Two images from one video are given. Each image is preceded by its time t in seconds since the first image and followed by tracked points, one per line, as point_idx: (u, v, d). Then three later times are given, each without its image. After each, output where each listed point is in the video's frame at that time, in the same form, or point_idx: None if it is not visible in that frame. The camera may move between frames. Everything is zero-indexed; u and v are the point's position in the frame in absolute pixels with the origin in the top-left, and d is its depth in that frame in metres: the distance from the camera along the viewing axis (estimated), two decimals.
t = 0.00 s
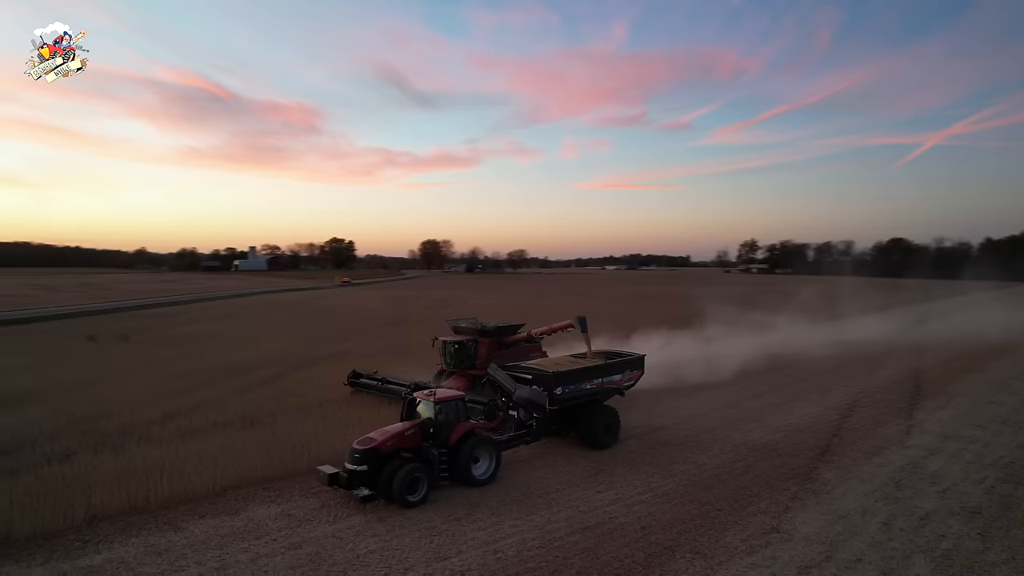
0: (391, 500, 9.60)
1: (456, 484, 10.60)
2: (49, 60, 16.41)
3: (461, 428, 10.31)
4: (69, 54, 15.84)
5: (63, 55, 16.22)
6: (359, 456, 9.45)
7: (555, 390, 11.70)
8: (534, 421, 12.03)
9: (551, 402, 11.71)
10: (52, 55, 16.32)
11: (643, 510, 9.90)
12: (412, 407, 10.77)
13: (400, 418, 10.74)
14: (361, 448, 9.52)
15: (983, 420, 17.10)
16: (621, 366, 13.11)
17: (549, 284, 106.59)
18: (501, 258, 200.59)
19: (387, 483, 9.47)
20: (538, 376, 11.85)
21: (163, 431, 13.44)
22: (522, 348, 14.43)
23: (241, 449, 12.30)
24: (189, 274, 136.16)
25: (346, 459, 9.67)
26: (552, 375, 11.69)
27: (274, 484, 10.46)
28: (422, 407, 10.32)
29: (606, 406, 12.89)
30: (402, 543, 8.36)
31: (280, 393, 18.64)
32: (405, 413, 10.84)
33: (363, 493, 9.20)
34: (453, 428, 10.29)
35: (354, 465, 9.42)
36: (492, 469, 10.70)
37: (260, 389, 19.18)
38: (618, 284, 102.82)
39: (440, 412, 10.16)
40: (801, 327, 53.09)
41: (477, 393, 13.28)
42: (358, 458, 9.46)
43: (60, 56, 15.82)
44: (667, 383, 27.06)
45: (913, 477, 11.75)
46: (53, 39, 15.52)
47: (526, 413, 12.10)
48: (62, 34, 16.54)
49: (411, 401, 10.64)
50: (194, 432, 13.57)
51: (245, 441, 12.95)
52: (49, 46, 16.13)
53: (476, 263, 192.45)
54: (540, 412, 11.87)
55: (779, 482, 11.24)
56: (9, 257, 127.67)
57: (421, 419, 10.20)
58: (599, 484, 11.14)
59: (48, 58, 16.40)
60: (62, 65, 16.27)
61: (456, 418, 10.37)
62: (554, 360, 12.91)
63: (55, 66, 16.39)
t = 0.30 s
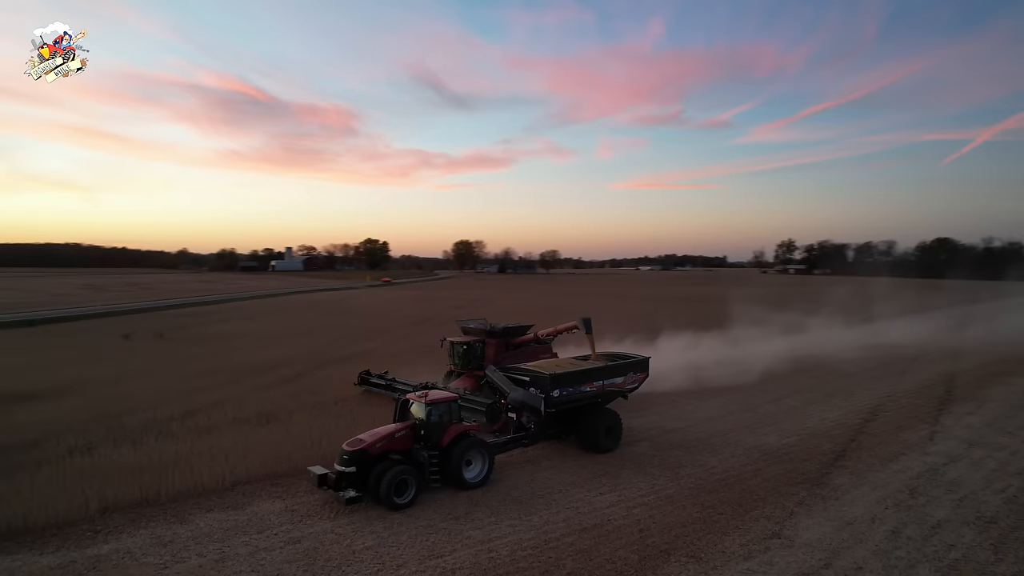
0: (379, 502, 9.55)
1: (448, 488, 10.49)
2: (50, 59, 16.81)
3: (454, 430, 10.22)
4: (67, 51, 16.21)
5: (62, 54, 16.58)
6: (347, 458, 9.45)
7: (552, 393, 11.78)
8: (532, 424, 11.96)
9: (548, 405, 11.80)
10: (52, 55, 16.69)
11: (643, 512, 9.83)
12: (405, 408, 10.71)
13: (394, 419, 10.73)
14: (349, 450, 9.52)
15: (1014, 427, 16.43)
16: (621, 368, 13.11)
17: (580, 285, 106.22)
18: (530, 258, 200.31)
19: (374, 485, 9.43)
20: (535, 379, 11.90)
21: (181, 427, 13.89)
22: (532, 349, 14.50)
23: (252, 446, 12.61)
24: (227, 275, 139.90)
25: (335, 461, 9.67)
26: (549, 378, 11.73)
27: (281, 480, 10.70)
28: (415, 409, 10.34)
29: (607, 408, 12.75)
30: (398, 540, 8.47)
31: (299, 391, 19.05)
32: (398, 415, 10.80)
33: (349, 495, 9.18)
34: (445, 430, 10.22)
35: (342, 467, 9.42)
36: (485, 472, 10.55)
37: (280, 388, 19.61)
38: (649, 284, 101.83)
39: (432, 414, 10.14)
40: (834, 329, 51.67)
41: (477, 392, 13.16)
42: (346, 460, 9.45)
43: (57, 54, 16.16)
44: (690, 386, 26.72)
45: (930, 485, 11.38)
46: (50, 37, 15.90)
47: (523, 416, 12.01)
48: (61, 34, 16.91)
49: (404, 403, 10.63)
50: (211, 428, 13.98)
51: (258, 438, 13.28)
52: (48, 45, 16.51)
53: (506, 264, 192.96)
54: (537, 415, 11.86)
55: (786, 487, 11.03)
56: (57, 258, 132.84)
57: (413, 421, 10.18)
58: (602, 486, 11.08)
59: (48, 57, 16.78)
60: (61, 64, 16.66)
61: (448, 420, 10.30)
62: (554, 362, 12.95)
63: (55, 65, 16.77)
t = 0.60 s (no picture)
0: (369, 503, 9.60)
1: (443, 489, 10.50)
2: (51, 60, 16.41)
3: (447, 433, 10.14)
4: (67, 53, 15.84)
5: (62, 55, 16.23)
6: (338, 459, 9.54)
7: (551, 395, 11.82)
8: (533, 426, 11.96)
9: (547, 408, 11.80)
10: (52, 55, 16.30)
11: (647, 514, 9.78)
12: (400, 409, 10.62)
13: (391, 419, 10.72)
14: (340, 452, 9.60)
15: None
16: (624, 370, 13.05)
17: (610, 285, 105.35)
18: (560, 257, 199.38)
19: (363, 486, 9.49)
20: (535, 380, 11.95)
21: (202, 423, 14.30)
22: (543, 350, 14.52)
23: (268, 442, 12.94)
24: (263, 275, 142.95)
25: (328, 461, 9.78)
26: (547, 380, 11.75)
27: (293, 475, 10.98)
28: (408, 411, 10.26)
29: (610, 412, 12.65)
30: (399, 537, 8.61)
31: (319, 389, 19.39)
32: (395, 414, 10.80)
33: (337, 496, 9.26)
34: (440, 432, 10.15)
35: (333, 468, 9.53)
36: (478, 475, 10.50)
37: (302, 386, 20.01)
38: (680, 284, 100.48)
39: (425, 417, 10.03)
40: (871, 332, 50.06)
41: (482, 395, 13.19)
42: (337, 461, 9.55)
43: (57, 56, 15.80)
44: (714, 388, 26.33)
45: (950, 493, 11.02)
46: (48, 38, 15.55)
47: (523, 419, 11.99)
48: (61, 34, 16.57)
49: (399, 403, 10.58)
50: (231, 424, 14.37)
51: (275, 435, 13.60)
52: (49, 46, 16.15)
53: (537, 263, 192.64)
54: (536, 418, 11.84)
55: (798, 492, 10.80)
56: (102, 259, 137.55)
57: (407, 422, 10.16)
58: (608, 487, 11.07)
59: (50, 58, 16.44)
60: (62, 65, 16.33)
61: (442, 422, 10.20)
62: (556, 363, 12.95)
63: (55, 66, 16.41)
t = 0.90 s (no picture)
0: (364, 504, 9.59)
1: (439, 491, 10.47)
2: (50, 59, 16.97)
3: (444, 434, 10.17)
4: (66, 52, 16.33)
5: (61, 54, 16.74)
6: (333, 459, 9.55)
7: (553, 398, 11.81)
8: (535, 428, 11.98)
9: (550, 410, 11.78)
10: (51, 55, 16.85)
11: (655, 516, 9.71)
12: (398, 409, 10.68)
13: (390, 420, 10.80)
14: (336, 452, 9.63)
15: None
16: (630, 372, 13.01)
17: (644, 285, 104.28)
18: (591, 257, 197.96)
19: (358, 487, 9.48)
20: (536, 382, 11.96)
21: (225, 419, 14.74)
22: (556, 351, 14.52)
23: (286, 439, 13.28)
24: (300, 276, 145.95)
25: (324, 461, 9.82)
26: (548, 383, 11.76)
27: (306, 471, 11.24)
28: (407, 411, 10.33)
29: (615, 414, 12.55)
30: (405, 534, 8.74)
31: (343, 388, 19.76)
32: (394, 415, 10.86)
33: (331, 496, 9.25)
34: (437, 434, 10.19)
35: (328, 468, 9.55)
36: (475, 477, 10.46)
37: (326, 384, 20.41)
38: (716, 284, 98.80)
39: (422, 418, 10.09)
40: (911, 334, 48.32)
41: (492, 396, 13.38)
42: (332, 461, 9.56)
43: (56, 54, 16.32)
44: (743, 391, 25.87)
45: (975, 502, 10.62)
46: (46, 37, 16.03)
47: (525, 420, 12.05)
48: (60, 34, 17.09)
49: (398, 403, 10.67)
50: (253, 421, 14.76)
51: (294, 432, 13.93)
52: (47, 47, 16.72)
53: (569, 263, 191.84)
54: (539, 420, 11.81)
55: (812, 497, 10.58)
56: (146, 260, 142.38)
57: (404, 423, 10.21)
58: (619, 489, 11.01)
59: (49, 58, 16.99)
60: (60, 63, 16.83)
61: (440, 423, 10.25)
62: (560, 365, 12.94)
63: (55, 65, 16.92)
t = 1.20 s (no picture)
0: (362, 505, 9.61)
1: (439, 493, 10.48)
2: (50, 59, 17.71)
3: (444, 434, 10.23)
4: (65, 51, 16.96)
5: (60, 54, 17.41)
6: (331, 460, 9.64)
7: (557, 399, 11.77)
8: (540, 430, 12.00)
9: (553, 411, 11.74)
10: (51, 55, 17.57)
11: (665, 519, 9.62)
12: (399, 409, 10.79)
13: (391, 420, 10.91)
14: (334, 452, 9.72)
15: None
16: (638, 374, 12.93)
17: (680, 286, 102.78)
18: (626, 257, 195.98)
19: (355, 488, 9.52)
20: (540, 384, 11.98)
21: (250, 416, 15.16)
22: (572, 352, 14.47)
23: (307, 436, 13.58)
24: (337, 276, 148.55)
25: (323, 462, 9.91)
26: (552, 384, 11.75)
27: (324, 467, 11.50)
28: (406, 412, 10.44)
29: (622, 418, 12.41)
30: (412, 531, 8.86)
31: (368, 386, 20.09)
32: (395, 417, 10.97)
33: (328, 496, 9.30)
34: (436, 435, 10.26)
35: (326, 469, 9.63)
36: (475, 479, 10.44)
37: (351, 383, 20.77)
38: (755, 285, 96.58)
39: (421, 419, 10.19)
40: (958, 336, 46.31)
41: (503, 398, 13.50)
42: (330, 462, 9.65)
43: (56, 54, 16.99)
44: (775, 394, 25.30)
45: (1004, 511, 10.18)
46: (44, 37, 16.67)
47: (534, 421, 12.03)
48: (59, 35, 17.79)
49: (398, 404, 10.78)
50: (277, 417, 15.15)
51: (316, 429, 14.23)
52: (46, 47, 17.44)
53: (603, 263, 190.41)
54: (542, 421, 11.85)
55: (830, 503, 10.33)
56: (190, 260, 146.94)
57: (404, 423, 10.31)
58: (631, 491, 10.94)
59: (48, 57, 17.71)
60: (59, 63, 17.48)
61: (440, 423, 10.32)
62: (567, 367, 12.93)
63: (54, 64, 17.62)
